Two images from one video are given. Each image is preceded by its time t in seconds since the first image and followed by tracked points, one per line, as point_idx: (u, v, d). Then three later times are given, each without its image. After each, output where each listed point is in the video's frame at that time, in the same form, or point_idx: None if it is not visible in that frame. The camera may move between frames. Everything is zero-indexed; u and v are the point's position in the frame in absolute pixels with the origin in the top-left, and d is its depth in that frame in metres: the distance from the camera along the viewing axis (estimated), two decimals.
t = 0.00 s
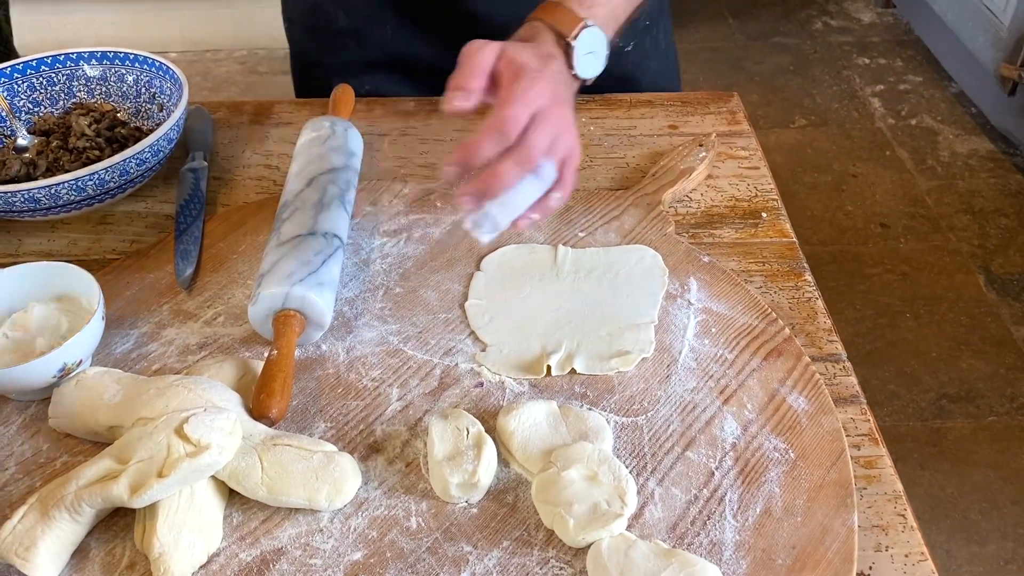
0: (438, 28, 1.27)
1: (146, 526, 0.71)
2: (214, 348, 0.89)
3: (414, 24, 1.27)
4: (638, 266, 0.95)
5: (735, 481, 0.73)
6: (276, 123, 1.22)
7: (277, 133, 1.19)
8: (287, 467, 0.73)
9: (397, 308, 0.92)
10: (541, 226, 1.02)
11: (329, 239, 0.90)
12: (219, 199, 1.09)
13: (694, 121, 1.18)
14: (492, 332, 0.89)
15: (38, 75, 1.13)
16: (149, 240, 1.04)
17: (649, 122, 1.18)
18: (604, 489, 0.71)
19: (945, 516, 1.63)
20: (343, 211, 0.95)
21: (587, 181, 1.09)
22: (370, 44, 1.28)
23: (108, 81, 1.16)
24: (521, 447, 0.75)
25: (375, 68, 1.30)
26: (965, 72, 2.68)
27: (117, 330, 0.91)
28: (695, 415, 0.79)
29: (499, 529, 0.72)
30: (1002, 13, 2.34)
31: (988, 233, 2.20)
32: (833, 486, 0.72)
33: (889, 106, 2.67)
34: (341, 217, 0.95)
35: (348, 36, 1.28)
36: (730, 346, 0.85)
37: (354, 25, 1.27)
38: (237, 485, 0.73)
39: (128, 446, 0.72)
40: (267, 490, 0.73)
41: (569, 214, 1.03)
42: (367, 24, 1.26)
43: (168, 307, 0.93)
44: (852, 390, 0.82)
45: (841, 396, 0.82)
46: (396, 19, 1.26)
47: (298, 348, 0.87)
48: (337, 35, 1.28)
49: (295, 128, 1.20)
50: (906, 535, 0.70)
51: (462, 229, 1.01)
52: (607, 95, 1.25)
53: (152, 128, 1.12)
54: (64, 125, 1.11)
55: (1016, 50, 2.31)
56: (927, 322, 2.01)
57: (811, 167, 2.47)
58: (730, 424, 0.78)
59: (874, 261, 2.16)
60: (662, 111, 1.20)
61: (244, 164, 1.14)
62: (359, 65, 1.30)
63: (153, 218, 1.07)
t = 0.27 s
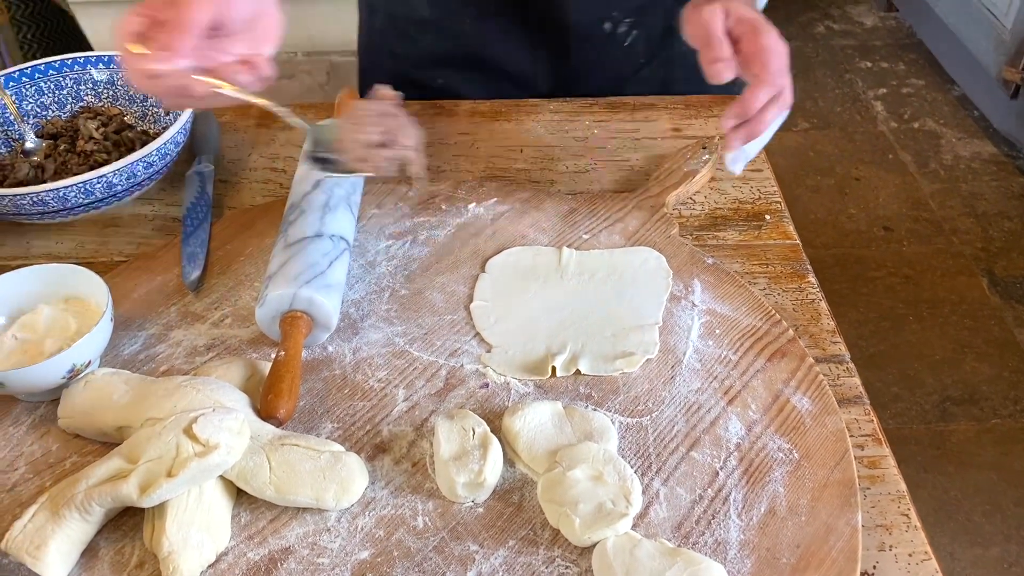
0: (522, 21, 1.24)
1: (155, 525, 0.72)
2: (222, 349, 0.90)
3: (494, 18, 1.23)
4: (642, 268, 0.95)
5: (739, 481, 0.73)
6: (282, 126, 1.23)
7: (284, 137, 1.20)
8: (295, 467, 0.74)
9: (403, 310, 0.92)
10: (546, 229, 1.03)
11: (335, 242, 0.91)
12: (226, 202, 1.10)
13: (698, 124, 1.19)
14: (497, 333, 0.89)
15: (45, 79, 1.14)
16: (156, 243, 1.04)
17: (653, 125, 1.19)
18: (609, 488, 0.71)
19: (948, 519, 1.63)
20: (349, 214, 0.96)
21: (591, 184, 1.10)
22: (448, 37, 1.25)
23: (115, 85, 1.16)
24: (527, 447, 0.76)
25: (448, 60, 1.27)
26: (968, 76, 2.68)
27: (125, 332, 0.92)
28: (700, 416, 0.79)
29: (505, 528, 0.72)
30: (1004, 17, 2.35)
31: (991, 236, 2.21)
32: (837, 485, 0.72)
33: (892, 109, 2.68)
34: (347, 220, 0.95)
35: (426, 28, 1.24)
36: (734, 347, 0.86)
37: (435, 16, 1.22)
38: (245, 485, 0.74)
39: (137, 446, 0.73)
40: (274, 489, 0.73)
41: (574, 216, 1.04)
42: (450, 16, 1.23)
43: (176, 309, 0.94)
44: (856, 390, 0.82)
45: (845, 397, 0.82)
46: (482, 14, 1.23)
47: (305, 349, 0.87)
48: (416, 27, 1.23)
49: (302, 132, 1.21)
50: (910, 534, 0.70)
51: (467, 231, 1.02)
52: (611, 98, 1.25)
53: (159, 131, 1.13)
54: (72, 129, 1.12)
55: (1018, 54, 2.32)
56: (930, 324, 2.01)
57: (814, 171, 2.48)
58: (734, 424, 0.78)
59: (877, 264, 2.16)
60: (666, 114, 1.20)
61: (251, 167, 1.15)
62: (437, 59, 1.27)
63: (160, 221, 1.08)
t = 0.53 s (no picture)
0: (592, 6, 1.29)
1: (161, 524, 0.73)
2: (226, 352, 0.91)
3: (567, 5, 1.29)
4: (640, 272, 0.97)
5: (735, 482, 0.75)
6: (286, 132, 1.24)
7: (288, 142, 1.22)
8: (298, 467, 0.75)
9: (405, 313, 0.94)
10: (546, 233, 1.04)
11: (338, 247, 0.92)
12: (231, 207, 1.11)
13: (697, 130, 1.20)
14: (496, 337, 0.91)
15: (53, 85, 1.15)
16: (162, 247, 1.06)
17: (653, 131, 1.20)
18: (606, 489, 0.72)
19: (947, 522, 1.64)
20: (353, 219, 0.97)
21: (591, 190, 1.11)
22: (525, 27, 1.32)
23: (121, 91, 1.18)
24: (526, 449, 0.77)
25: (523, 50, 1.35)
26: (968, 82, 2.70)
27: (131, 335, 0.93)
28: (697, 418, 0.80)
29: (504, 528, 0.73)
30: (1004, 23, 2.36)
31: (991, 240, 2.22)
32: (832, 486, 0.73)
33: (892, 114, 2.69)
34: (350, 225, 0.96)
35: (505, 18, 1.31)
36: (731, 350, 0.87)
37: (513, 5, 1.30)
38: (249, 485, 0.75)
39: (143, 446, 0.74)
40: (278, 489, 0.75)
41: (573, 221, 1.05)
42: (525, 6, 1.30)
43: (181, 312, 0.96)
44: (851, 393, 0.83)
45: (840, 399, 0.83)
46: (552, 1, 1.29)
47: (308, 352, 0.89)
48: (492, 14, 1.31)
49: (305, 137, 1.22)
50: (903, 535, 0.71)
51: (469, 236, 1.03)
52: (610, 104, 1.27)
53: (165, 138, 1.14)
54: (79, 135, 1.13)
55: (1018, 59, 2.34)
56: (930, 329, 2.02)
57: (815, 176, 2.49)
58: (730, 426, 0.79)
59: (877, 269, 2.18)
60: (665, 120, 1.22)
61: (255, 173, 1.16)
62: (511, 48, 1.34)
63: (166, 225, 1.09)
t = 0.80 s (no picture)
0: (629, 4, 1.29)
1: (159, 529, 0.73)
2: (227, 356, 0.91)
3: (603, 4, 1.30)
4: (641, 279, 0.97)
5: (733, 490, 0.74)
6: (290, 138, 1.24)
7: (292, 148, 1.22)
8: (296, 472, 0.75)
9: (405, 319, 0.94)
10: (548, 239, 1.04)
11: (339, 252, 0.93)
12: (233, 212, 1.12)
13: (700, 136, 1.20)
14: (496, 343, 0.91)
15: (59, 91, 1.16)
16: (164, 252, 1.06)
17: (656, 138, 1.20)
18: (604, 496, 0.72)
19: (953, 531, 1.63)
20: (353, 225, 0.97)
21: (593, 196, 1.11)
22: (563, 27, 1.33)
23: (126, 97, 1.18)
24: (524, 455, 0.77)
25: (560, 48, 1.36)
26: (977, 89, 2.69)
27: (133, 340, 0.94)
28: (696, 425, 0.80)
29: (501, 534, 0.73)
30: (1013, 29, 2.42)
31: (999, 247, 2.20)
32: (831, 495, 0.73)
33: (900, 121, 2.68)
34: (351, 230, 0.97)
35: (543, 18, 1.32)
36: (732, 357, 0.86)
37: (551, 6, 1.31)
38: (247, 490, 0.75)
39: (143, 451, 0.74)
40: (276, 494, 0.75)
41: (575, 227, 1.05)
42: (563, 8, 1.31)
43: (182, 317, 0.96)
44: (851, 401, 0.83)
45: (841, 407, 0.83)
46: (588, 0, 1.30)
47: (308, 357, 0.89)
48: (533, 16, 1.32)
49: (309, 143, 1.23)
50: (902, 544, 0.71)
51: (472, 242, 1.03)
52: (614, 110, 1.27)
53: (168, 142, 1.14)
54: (84, 140, 1.14)
55: None
56: (937, 336, 2.00)
57: (821, 183, 2.48)
58: (730, 433, 0.79)
59: (884, 275, 2.17)
60: (668, 126, 1.22)
61: (258, 178, 1.17)
62: (547, 47, 1.35)
63: (169, 230, 1.10)
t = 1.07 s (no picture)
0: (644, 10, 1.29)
1: (155, 535, 0.73)
2: (227, 362, 0.92)
3: (619, 10, 1.30)
4: (642, 287, 0.96)
5: (731, 500, 0.73)
6: (294, 143, 1.25)
7: (295, 153, 1.22)
8: (292, 479, 0.75)
9: (405, 326, 0.94)
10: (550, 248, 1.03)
11: (339, 259, 0.93)
12: (235, 217, 1.12)
13: (703, 144, 1.20)
14: (496, 351, 0.90)
15: (64, 96, 1.17)
16: (166, 257, 1.06)
17: (659, 145, 1.19)
18: (602, 505, 0.72)
19: (960, 542, 1.61)
20: (354, 232, 0.97)
21: (595, 204, 1.11)
22: (578, 33, 1.34)
23: (131, 102, 1.19)
24: (521, 464, 0.77)
25: (577, 55, 1.37)
26: (986, 97, 2.67)
27: (133, 345, 0.94)
28: (695, 434, 0.79)
29: (498, 543, 0.73)
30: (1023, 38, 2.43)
31: (1007, 256, 2.19)
32: (829, 506, 0.72)
33: (908, 129, 2.67)
34: (351, 237, 0.97)
35: (559, 24, 1.33)
36: (732, 366, 0.86)
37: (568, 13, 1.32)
38: (244, 496, 0.75)
39: (140, 456, 0.74)
40: (272, 501, 0.75)
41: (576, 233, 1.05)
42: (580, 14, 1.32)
43: (183, 323, 0.96)
44: (852, 411, 0.82)
45: (841, 417, 0.82)
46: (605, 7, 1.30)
47: (307, 363, 0.89)
48: (549, 21, 1.34)
49: (313, 150, 1.23)
50: (902, 556, 0.70)
51: (473, 249, 1.03)
52: (617, 118, 1.27)
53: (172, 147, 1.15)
54: (89, 145, 1.15)
55: None
56: (944, 345, 1.99)
57: (829, 191, 2.47)
58: (729, 443, 0.78)
59: (891, 284, 2.15)
60: (672, 134, 1.21)
61: (261, 184, 1.17)
62: (564, 53, 1.36)
63: (171, 236, 1.10)
